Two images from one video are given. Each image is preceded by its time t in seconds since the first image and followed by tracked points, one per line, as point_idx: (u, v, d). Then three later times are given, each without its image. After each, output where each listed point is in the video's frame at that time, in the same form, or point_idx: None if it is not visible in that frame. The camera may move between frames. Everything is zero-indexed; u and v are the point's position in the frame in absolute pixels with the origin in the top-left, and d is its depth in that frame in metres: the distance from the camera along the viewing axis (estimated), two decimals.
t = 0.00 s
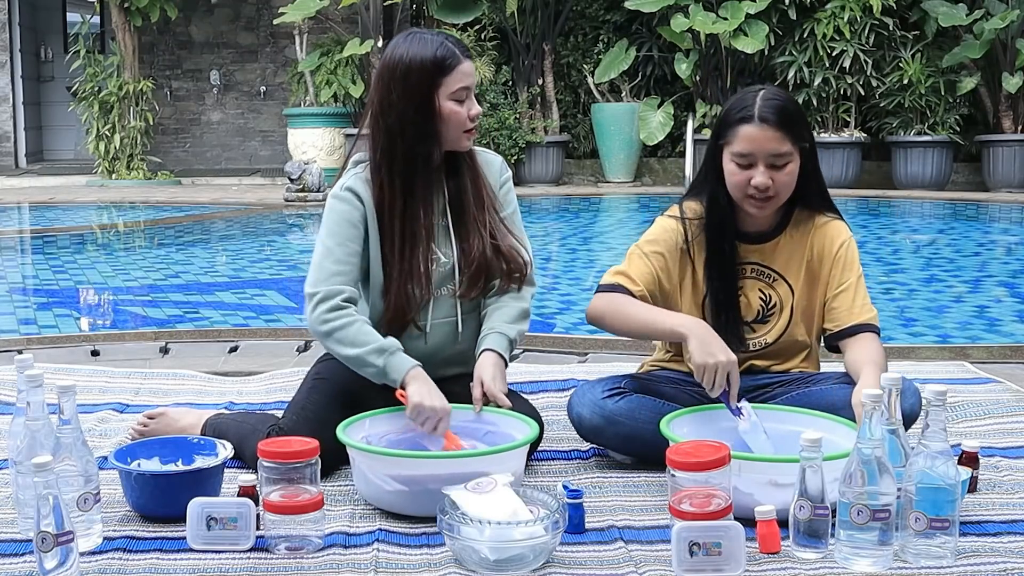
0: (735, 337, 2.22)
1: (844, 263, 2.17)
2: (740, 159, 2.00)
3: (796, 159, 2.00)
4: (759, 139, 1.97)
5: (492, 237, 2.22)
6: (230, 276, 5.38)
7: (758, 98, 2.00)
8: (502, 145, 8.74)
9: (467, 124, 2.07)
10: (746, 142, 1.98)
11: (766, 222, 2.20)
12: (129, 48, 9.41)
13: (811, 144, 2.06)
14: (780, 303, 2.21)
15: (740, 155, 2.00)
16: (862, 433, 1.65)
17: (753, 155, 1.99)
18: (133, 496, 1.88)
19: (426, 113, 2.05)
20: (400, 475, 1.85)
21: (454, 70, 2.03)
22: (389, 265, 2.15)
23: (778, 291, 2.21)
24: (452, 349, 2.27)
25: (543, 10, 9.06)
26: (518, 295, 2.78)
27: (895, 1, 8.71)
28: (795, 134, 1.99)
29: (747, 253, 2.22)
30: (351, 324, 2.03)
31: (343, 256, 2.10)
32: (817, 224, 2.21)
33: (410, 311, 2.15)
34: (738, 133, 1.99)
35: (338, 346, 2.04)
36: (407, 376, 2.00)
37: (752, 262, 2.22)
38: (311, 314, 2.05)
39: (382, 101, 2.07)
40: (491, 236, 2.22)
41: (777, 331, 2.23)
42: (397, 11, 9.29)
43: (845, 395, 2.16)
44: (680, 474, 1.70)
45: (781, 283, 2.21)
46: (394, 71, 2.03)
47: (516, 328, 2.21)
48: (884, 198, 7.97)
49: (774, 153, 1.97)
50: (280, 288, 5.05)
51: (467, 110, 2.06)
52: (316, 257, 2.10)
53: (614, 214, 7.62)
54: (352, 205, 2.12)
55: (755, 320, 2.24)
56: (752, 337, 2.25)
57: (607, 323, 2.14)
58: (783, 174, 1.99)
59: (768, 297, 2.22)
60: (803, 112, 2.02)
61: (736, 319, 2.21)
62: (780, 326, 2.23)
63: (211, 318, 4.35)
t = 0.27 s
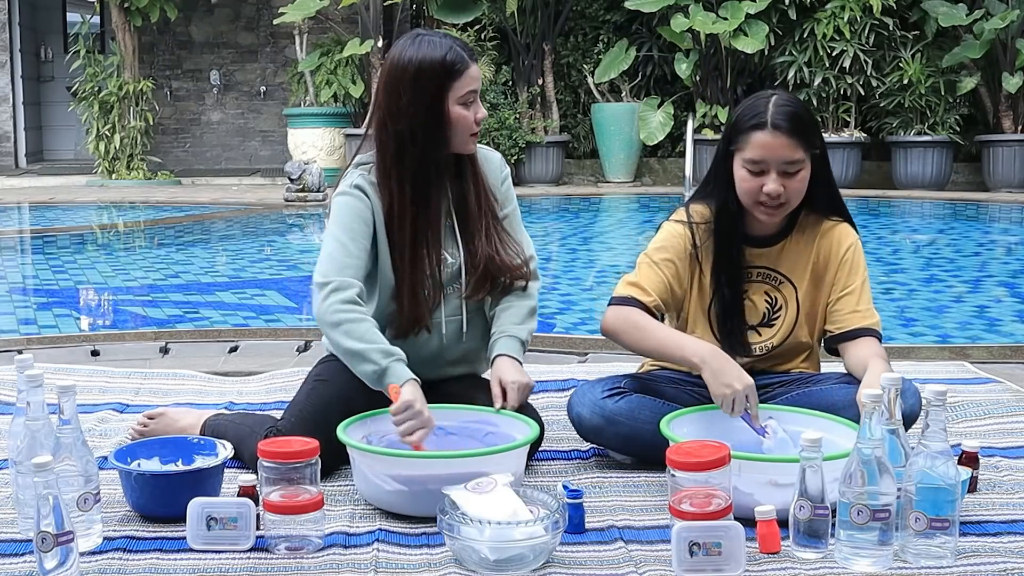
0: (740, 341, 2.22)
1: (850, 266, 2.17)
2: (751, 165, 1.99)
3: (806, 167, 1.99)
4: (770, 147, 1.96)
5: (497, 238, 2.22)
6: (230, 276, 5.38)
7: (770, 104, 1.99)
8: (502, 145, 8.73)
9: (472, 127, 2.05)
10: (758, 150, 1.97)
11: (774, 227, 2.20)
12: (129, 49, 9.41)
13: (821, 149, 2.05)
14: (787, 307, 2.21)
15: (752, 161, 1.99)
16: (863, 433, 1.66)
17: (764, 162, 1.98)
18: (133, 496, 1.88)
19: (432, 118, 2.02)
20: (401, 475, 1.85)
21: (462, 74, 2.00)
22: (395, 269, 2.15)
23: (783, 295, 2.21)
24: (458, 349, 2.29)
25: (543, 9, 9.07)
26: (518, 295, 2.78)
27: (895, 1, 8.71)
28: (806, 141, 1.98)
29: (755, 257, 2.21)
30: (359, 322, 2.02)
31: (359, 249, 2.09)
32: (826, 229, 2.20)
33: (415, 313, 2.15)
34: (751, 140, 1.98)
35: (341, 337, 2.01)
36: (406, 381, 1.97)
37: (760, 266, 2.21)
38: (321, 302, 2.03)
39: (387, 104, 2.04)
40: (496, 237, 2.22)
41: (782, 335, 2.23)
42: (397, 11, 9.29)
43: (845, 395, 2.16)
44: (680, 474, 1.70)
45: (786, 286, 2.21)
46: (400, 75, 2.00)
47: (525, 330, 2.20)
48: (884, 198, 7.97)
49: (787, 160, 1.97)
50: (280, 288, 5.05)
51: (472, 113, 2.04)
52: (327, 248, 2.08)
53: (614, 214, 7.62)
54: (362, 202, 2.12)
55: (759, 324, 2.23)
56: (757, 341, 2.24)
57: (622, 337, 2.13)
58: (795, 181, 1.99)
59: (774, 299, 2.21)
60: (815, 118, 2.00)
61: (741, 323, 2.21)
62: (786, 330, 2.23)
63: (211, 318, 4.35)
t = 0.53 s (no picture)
0: (744, 342, 2.21)
1: (853, 266, 2.17)
2: (757, 169, 1.99)
3: (812, 171, 1.99)
4: (778, 151, 1.96)
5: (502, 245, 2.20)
6: (230, 276, 5.38)
7: (777, 108, 1.99)
8: (502, 145, 8.73)
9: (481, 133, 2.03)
10: (765, 154, 1.97)
11: (778, 228, 2.19)
12: (129, 49, 9.41)
13: (827, 152, 2.05)
14: (790, 308, 2.21)
15: (758, 164, 1.99)
16: (862, 433, 1.66)
17: (771, 167, 1.98)
18: (133, 496, 1.88)
19: (441, 123, 2.00)
20: (401, 476, 1.85)
21: (471, 81, 1.98)
22: (399, 274, 2.14)
23: (787, 295, 2.20)
24: (456, 351, 2.28)
25: (543, 10, 9.07)
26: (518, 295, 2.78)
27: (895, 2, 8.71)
28: (813, 146, 1.98)
29: (761, 259, 2.21)
30: (321, 311, 2.05)
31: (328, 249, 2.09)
32: (830, 231, 2.20)
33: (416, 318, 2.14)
34: (757, 144, 1.98)
35: (307, 332, 2.06)
36: (378, 358, 2.00)
37: (765, 268, 2.21)
38: (279, 300, 2.06)
39: (395, 105, 2.03)
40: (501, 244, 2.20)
41: (785, 335, 2.23)
42: (397, 11, 9.28)
43: (845, 396, 2.16)
44: (680, 473, 1.70)
45: (790, 287, 2.20)
46: (410, 77, 1.99)
47: (526, 352, 2.22)
48: (884, 198, 7.97)
49: (793, 164, 1.96)
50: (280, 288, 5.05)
51: (482, 119, 2.02)
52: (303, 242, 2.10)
53: (614, 214, 7.62)
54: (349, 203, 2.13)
55: (763, 324, 2.23)
56: (760, 341, 2.24)
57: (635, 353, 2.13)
58: (800, 185, 1.98)
59: (778, 300, 2.21)
60: (822, 121, 2.00)
61: (746, 323, 2.21)
62: (788, 330, 2.23)
63: (210, 318, 4.35)
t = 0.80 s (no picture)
0: (746, 342, 2.21)
1: (854, 264, 2.17)
2: (759, 168, 1.99)
3: (814, 170, 1.99)
4: (780, 151, 1.96)
5: (501, 247, 2.20)
6: (231, 276, 5.38)
7: (779, 108, 1.99)
8: (501, 145, 8.73)
9: (484, 141, 2.02)
10: (767, 153, 1.97)
11: (781, 228, 2.19)
12: (129, 49, 9.41)
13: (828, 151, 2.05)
14: (792, 308, 2.21)
15: (759, 164, 1.99)
16: (862, 433, 1.66)
17: (773, 166, 1.98)
18: (133, 496, 1.88)
19: (445, 129, 2.00)
20: (401, 475, 1.85)
21: (476, 87, 1.97)
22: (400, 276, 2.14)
23: (789, 295, 2.20)
24: (454, 352, 2.28)
25: (543, 9, 9.07)
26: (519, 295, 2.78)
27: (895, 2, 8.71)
28: (815, 145, 1.98)
29: (764, 260, 2.20)
30: (361, 340, 2.01)
31: (355, 268, 2.07)
32: (833, 232, 2.20)
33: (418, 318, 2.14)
34: (759, 143, 1.98)
35: (348, 362, 2.02)
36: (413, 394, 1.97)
37: (769, 269, 2.21)
38: (321, 328, 2.03)
39: (398, 109, 2.02)
40: (500, 245, 2.20)
41: (786, 335, 2.23)
42: (397, 11, 9.28)
43: (845, 396, 2.16)
44: (680, 473, 1.70)
45: (792, 287, 2.20)
46: (414, 81, 1.97)
47: (526, 354, 2.22)
48: (884, 198, 7.97)
49: (794, 163, 1.96)
50: (280, 288, 5.05)
51: (485, 127, 2.01)
52: (327, 269, 2.07)
53: (614, 214, 7.62)
54: (363, 214, 2.10)
55: (765, 324, 2.23)
56: (762, 341, 2.23)
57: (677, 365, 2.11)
58: (802, 184, 1.98)
59: (780, 300, 2.21)
60: (822, 120, 2.00)
61: (748, 324, 2.20)
62: (789, 330, 2.23)
63: (211, 318, 4.35)
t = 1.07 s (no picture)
0: (749, 342, 2.21)
1: (856, 265, 2.18)
2: (763, 166, 1.99)
3: (818, 169, 1.99)
4: (782, 148, 1.96)
5: (505, 251, 2.20)
6: (231, 276, 5.38)
7: (782, 105, 1.99)
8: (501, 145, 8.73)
9: (490, 147, 2.01)
10: (770, 150, 1.97)
11: (785, 228, 2.18)
12: (129, 49, 9.41)
13: (832, 150, 2.04)
14: (795, 308, 2.21)
15: (763, 162, 1.99)
16: (862, 433, 1.66)
17: (776, 163, 1.98)
18: (133, 496, 1.88)
19: (451, 135, 1.99)
20: (401, 475, 1.85)
21: (483, 94, 1.96)
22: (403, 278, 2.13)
23: (792, 296, 2.20)
24: (457, 353, 2.28)
25: (543, 9, 9.07)
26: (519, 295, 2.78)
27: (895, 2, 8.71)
28: (818, 144, 1.98)
29: (768, 261, 2.20)
30: (343, 329, 2.03)
31: (349, 260, 2.07)
32: (836, 233, 2.20)
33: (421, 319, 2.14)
34: (762, 140, 1.98)
35: (322, 347, 2.02)
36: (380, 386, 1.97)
37: (772, 270, 2.20)
38: (305, 312, 2.04)
39: (405, 113, 2.01)
40: (504, 250, 2.20)
41: (787, 335, 2.23)
42: (397, 11, 9.28)
43: (845, 396, 2.16)
44: (680, 473, 1.70)
45: (795, 287, 2.20)
46: (421, 86, 1.96)
47: (528, 356, 2.22)
48: (884, 198, 7.97)
49: (798, 161, 1.96)
50: (280, 288, 5.05)
51: (490, 134, 2.00)
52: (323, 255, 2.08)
53: (614, 214, 7.62)
54: (366, 211, 2.10)
55: (767, 324, 2.23)
56: (764, 341, 2.23)
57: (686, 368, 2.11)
58: (806, 182, 1.98)
59: (783, 301, 2.21)
60: (826, 119, 2.00)
61: (752, 324, 2.20)
62: (791, 330, 2.23)
63: (211, 318, 4.35)
